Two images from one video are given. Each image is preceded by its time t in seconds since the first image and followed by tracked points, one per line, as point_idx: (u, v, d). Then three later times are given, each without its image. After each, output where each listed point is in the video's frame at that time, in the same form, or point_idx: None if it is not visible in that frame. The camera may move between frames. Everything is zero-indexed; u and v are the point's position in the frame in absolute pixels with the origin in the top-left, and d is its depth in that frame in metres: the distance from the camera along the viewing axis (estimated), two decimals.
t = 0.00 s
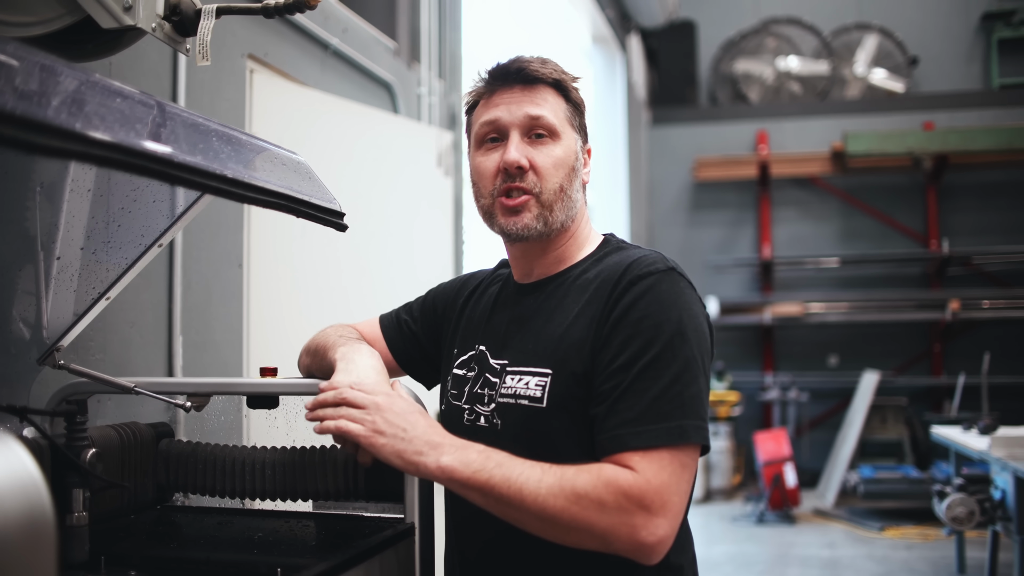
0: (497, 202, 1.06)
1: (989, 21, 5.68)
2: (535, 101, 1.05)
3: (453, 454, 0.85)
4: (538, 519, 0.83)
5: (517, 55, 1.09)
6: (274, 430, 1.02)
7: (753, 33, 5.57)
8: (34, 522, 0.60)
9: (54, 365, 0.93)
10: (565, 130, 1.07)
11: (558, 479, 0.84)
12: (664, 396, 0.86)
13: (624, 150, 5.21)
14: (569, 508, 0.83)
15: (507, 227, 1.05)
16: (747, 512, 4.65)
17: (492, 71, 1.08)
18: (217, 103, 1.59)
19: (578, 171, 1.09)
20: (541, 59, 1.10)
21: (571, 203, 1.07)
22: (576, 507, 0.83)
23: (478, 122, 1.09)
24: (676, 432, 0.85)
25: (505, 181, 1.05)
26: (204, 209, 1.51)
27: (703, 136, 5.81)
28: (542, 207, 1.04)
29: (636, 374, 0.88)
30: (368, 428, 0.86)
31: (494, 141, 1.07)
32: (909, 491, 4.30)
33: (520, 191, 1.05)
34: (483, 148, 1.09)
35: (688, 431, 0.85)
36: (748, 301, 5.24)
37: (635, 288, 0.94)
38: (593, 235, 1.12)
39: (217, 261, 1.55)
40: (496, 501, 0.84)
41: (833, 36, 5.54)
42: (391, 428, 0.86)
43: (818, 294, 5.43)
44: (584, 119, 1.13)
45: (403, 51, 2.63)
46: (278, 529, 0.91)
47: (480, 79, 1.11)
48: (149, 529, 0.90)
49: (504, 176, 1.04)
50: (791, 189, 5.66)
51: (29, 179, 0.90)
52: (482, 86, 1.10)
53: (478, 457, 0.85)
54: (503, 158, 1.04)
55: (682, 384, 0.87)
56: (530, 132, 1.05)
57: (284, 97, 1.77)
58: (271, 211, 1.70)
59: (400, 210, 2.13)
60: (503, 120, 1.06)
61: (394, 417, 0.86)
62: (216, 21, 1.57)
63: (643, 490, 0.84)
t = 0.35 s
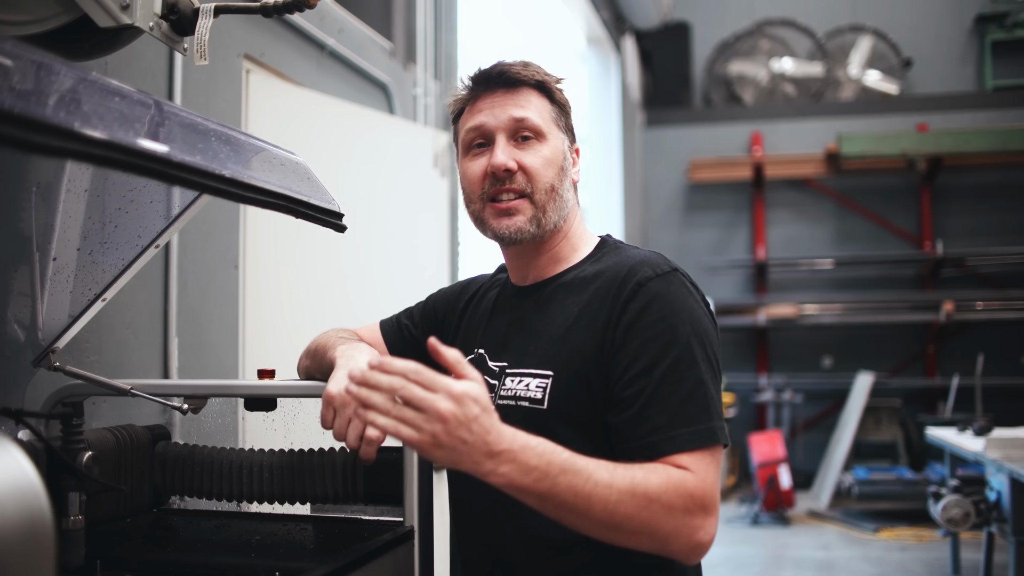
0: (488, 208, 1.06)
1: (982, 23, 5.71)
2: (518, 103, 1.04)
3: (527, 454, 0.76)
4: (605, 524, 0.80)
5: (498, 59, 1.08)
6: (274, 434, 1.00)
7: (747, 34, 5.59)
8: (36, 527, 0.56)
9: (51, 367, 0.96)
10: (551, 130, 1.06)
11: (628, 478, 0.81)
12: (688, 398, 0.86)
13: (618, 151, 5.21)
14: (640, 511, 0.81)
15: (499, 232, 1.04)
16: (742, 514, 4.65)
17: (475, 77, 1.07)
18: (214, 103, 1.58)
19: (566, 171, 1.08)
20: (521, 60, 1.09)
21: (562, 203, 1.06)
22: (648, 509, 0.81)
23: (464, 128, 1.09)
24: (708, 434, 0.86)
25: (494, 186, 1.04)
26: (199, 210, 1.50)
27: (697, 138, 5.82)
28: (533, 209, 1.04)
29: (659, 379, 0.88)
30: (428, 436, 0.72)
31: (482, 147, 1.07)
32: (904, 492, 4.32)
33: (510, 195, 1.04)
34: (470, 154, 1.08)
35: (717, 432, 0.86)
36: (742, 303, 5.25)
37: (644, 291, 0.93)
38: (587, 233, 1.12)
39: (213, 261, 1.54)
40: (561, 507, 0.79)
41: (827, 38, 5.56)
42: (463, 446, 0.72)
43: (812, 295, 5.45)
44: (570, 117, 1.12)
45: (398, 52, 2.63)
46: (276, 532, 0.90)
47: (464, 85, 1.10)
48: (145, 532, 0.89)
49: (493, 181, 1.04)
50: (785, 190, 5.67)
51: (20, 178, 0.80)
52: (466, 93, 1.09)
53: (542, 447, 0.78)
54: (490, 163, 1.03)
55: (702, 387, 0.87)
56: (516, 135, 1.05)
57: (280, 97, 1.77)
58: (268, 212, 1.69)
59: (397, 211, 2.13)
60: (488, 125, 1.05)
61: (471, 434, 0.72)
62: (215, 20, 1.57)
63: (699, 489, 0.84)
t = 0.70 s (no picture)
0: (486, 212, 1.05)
1: (973, 25, 5.75)
2: (509, 106, 1.04)
3: (527, 336, 0.78)
4: (572, 435, 0.77)
5: (486, 61, 1.07)
6: (271, 436, 1.00)
7: (739, 36, 5.62)
8: (38, 537, 0.55)
9: (45, 368, 0.95)
10: (544, 131, 1.06)
11: (608, 408, 0.78)
12: (664, 377, 0.85)
13: (610, 152, 5.21)
14: (608, 438, 0.77)
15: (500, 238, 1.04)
16: (734, 515, 4.66)
17: (464, 79, 1.06)
18: (208, 102, 1.57)
19: (561, 171, 1.08)
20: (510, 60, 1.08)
21: (558, 203, 1.06)
22: (617, 441, 0.77)
23: (456, 132, 1.08)
24: (675, 413, 0.83)
25: (490, 190, 1.03)
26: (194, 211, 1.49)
27: (689, 139, 5.84)
28: (531, 212, 1.04)
29: (639, 356, 0.87)
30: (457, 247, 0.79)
31: (475, 150, 1.06)
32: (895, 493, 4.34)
33: (507, 198, 1.04)
34: (463, 158, 1.08)
35: (682, 416, 0.84)
36: (735, 304, 5.26)
37: (638, 282, 0.93)
38: (585, 233, 1.12)
39: (207, 262, 1.53)
40: (539, 400, 0.77)
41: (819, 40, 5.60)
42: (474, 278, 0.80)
43: (804, 297, 5.47)
44: (562, 114, 1.11)
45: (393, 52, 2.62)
46: (274, 535, 0.89)
47: (454, 87, 1.09)
48: (141, 536, 0.87)
49: (489, 185, 1.03)
50: (777, 192, 5.69)
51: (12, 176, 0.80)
52: (456, 95, 1.08)
53: (542, 340, 0.79)
54: (486, 167, 1.03)
55: (681, 372, 0.86)
56: (509, 137, 1.04)
57: (274, 96, 1.75)
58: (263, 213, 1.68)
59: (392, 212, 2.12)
60: (480, 129, 1.04)
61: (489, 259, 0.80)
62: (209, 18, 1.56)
63: (662, 456, 0.80)
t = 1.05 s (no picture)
0: (482, 209, 1.05)
1: (966, 27, 5.78)
2: (510, 103, 1.03)
3: (439, 363, 0.78)
4: (499, 448, 0.77)
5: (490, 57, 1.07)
6: (272, 437, 1.00)
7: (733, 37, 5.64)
8: (45, 535, 0.55)
9: (43, 370, 0.94)
10: (546, 130, 1.05)
11: (535, 420, 0.77)
12: (626, 374, 0.83)
13: (605, 153, 5.21)
14: (535, 445, 0.76)
15: (495, 234, 1.03)
16: (729, 516, 4.67)
17: (467, 75, 1.06)
18: (206, 102, 1.56)
19: (561, 172, 1.08)
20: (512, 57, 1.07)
21: (558, 204, 1.05)
22: (544, 448, 0.76)
23: (456, 129, 1.07)
24: (634, 408, 0.81)
25: (488, 189, 1.03)
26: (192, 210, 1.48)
27: (683, 140, 5.84)
28: (529, 212, 1.03)
29: (606, 355, 0.86)
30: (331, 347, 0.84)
31: (476, 147, 1.06)
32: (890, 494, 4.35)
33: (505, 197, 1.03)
34: (463, 155, 1.07)
35: (645, 411, 0.82)
36: (729, 305, 5.27)
37: (622, 278, 0.93)
38: (584, 232, 1.11)
39: (204, 263, 1.52)
40: (462, 419, 0.77)
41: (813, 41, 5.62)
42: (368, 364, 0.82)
43: (799, 298, 5.48)
44: (565, 114, 1.11)
45: (391, 53, 2.61)
46: (275, 537, 0.88)
47: (458, 82, 1.09)
48: (141, 538, 0.87)
49: (487, 184, 1.03)
50: (771, 193, 5.71)
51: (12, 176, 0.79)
52: (459, 90, 1.08)
53: (456, 363, 0.79)
54: (485, 164, 1.02)
55: (647, 369, 0.84)
56: (510, 135, 1.04)
57: (271, 96, 1.75)
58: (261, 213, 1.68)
59: (389, 212, 2.11)
60: (481, 125, 1.04)
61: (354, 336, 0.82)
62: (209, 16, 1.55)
63: (602, 453, 0.78)
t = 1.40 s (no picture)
0: (490, 201, 1.04)
1: (961, 28, 5.80)
2: (524, 99, 1.03)
3: (469, 397, 0.78)
4: (538, 475, 0.78)
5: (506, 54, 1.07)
6: (274, 439, 1.00)
7: (728, 38, 5.66)
8: (53, 538, 0.54)
9: (43, 371, 0.93)
10: (557, 128, 1.05)
11: (569, 445, 0.79)
12: (656, 386, 0.84)
13: (601, 153, 5.20)
14: (574, 470, 0.77)
15: (502, 227, 1.03)
16: (726, 517, 4.67)
17: (482, 70, 1.06)
18: (205, 101, 1.56)
19: (572, 170, 1.07)
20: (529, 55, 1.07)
21: (567, 201, 1.05)
22: (583, 471, 0.78)
23: (468, 123, 1.07)
24: (667, 422, 0.82)
25: (497, 182, 1.03)
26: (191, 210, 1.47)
27: (679, 141, 5.85)
28: (538, 206, 1.03)
29: (633, 366, 0.86)
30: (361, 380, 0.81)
31: (487, 141, 1.06)
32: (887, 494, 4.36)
33: (513, 191, 1.03)
34: (474, 149, 1.07)
35: (679, 425, 0.82)
36: (726, 305, 5.28)
37: (638, 285, 0.92)
38: (593, 234, 1.11)
39: (203, 263, 1.51)
40: (497, 448, 0.78)
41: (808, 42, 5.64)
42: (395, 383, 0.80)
43: (795, 298, 5.49)
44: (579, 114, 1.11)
45: (389, 53, 2.60)
46: (278, 539, 0.87)
47: (473, 77, 1.09)
48: (142, 541, 0.86)
49: (495, 177, 1.02)
50: (767, 193, 5.72)
51: (12, 176, 0.78)
52: (475, 86, 1.08)
53: (485, 396, 0.79)
54: (494, 157, 1.02)
55: (676, 379, 0.84)
56: (521, 131, 1.04)
57: (270, 95, 1.74)
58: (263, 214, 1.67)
59: (387, 212, 2.11)
60: (493, 120, 1.04)
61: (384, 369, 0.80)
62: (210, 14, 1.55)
63: (638, 471, 0.79)
